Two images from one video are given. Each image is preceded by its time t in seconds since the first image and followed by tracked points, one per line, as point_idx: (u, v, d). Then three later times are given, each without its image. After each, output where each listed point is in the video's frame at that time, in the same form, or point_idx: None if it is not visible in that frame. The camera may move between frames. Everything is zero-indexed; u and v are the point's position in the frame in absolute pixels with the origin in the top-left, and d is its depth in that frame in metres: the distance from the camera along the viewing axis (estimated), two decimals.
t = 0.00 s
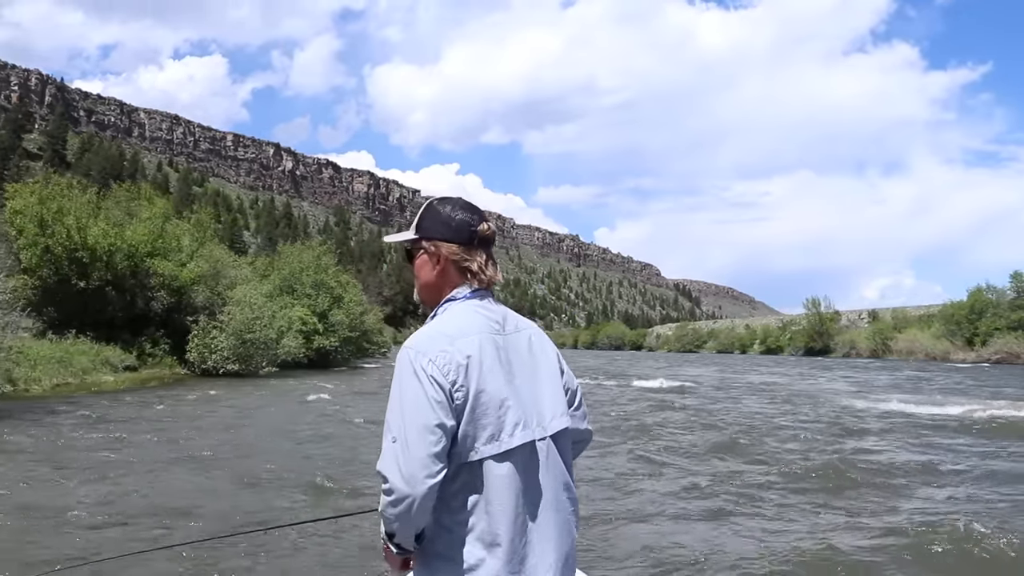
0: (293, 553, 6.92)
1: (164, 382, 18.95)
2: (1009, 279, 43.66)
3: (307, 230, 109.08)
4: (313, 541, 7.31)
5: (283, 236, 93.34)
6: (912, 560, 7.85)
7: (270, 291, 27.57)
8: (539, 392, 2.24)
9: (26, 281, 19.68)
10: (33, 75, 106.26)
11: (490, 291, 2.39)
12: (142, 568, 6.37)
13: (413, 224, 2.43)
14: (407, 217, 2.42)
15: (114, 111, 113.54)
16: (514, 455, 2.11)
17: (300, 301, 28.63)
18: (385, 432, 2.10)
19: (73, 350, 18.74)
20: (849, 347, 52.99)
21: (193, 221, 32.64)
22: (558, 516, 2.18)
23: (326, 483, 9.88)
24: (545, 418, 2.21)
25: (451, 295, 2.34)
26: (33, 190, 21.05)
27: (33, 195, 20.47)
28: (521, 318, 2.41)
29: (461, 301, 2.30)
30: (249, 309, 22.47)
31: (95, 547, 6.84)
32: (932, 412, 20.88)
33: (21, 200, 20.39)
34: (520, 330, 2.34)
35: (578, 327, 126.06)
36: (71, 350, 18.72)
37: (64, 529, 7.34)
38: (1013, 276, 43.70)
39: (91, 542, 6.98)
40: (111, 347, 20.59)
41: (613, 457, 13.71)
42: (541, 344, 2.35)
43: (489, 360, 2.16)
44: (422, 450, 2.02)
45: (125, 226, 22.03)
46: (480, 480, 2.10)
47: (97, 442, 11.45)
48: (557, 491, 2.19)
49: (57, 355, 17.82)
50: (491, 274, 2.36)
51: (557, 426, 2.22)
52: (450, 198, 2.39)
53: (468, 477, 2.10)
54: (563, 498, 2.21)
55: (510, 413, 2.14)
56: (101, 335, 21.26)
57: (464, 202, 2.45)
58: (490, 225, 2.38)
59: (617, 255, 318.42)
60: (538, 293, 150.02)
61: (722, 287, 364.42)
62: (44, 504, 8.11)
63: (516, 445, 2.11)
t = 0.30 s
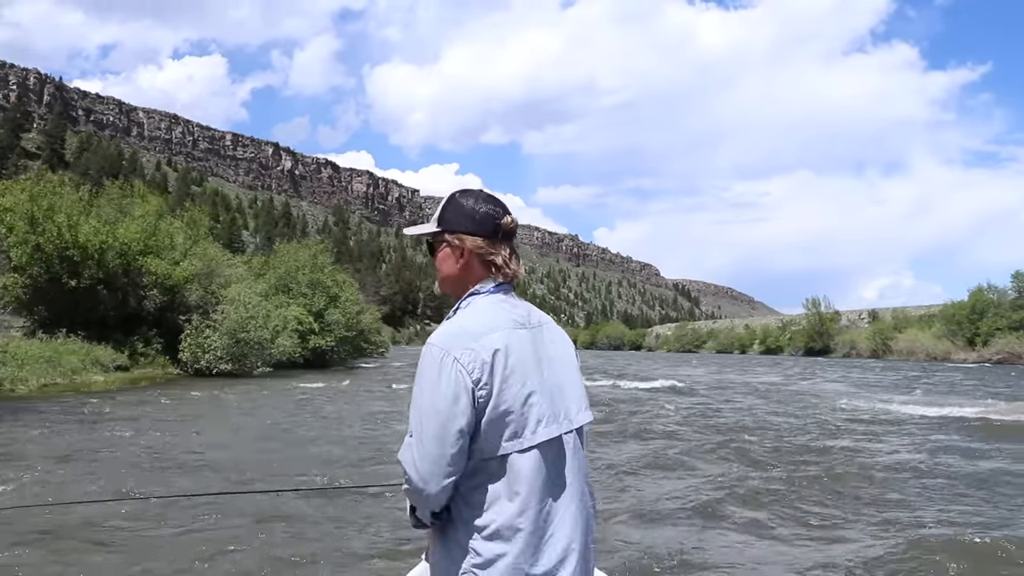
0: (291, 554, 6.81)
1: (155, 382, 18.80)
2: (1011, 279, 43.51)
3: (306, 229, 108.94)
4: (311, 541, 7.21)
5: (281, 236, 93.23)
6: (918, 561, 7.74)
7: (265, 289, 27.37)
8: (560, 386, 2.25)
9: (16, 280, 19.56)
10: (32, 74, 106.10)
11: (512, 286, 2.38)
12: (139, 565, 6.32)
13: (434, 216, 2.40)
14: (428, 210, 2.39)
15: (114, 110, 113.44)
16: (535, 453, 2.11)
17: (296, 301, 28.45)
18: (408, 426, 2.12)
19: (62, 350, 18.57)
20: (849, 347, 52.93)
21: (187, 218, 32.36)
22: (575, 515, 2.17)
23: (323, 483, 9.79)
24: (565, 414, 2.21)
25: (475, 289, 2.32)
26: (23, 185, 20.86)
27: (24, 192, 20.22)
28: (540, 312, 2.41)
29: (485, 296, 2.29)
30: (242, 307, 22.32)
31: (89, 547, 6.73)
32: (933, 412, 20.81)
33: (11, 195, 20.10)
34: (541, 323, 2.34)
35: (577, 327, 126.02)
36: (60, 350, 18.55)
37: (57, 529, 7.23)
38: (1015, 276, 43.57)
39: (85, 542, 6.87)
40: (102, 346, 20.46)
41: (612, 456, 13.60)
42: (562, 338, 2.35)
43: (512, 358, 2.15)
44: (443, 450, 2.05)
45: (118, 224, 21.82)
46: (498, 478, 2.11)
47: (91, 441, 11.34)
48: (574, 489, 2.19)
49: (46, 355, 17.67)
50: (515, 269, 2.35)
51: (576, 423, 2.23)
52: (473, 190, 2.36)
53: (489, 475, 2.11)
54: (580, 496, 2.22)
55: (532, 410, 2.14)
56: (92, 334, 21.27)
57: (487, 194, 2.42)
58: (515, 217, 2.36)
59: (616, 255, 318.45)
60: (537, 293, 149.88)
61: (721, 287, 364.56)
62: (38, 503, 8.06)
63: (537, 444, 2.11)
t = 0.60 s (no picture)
0: (290, 551, 6.80)
1: (145, 383, 18.68)
2: (1012, 278, 43.35)
3: (304, 229, 108.64)
4: (309, 539, 7.19)
5: (279, 235, 92.97)
6: (917, 559, 7.74)
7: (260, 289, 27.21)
8: (576, 389, 2.41)
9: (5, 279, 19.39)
10: (28, 73, 105.70)
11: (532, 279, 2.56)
12: (140, 562, 6.35)
13: (457, 211, 2.57)
14: (453, 206, 2.55)
15: (111, 109, 113.13)
16: (554, 450, 2.28)
17: (291, 300, 28.33)
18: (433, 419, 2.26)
19: (51, 350, 18.43)
20: (848, 347, 52.79)
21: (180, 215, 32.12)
22: (587, 512, 2.35)
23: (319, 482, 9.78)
24: (580, 415, 2.38)
25: (498, 284, 2.50)
26: (13, 182, 20.67)
27: (14, 189, 20.06)
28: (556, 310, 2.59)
29: (509, 292, 2.46)
30: (236, 306, 22.20)
31: (85, 546, 6.69)
32: (933, 412, 20.76)
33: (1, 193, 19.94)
34: (559, 325, 2.50)
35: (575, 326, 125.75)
36: (49, 350, 18.41)
37: (55, 527, 7.22)
38: (1016, 275, 43.41)
39: (81, 541, 6.84)
40: (92, 347, 20.34)
41: (609, 456, 13.56)
42: (577, 341, 2.52)
43: (536, 358, 2.32)
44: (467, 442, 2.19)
45: (109, 222, 21.62)
46: (517, 475, 2.27)
47: (86, 442, 11.29)
48: (586, 487, 2.37)
49: (34, 355, 17.52)
50: (536, 264, 2.54)
51: (591, 423, 2.40)
52: (496, 185, 2.51)
53: (509, 470, 2.27)
54: (590, 493, 2.40)
55: (552, 408, 2.31)
56: (83, 334, 21.14)
57: (509, 189, 2.58)
58: (536, 213, 2.53)
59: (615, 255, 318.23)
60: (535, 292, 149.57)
61: (720, 287, 364.49)
62: (37, 501, 8.07)
63: (556, 441, 2.28)
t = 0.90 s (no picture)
0: (290, 549, 6.76)
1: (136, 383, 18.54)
2: (1013, 278, 43.22)
3: (302, 228, 108.47)
4: (308, 539, 7.10)
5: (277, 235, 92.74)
6: (924, 559, 7.66)
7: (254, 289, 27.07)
8: (586, 399, 2.50)
9: None
10: (26, 72, 105.45)
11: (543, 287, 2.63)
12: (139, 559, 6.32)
13: (470, 216, 2.62)
14: (467, 210, 2.61)
15: (109, 108, 112.89)
16: (564, 460, 2.36)
17: (286, 300, 28.18)
18: (441, 425, 2.28)
19: (39, 350, 18.24)
20: (847, 347, 52.71)
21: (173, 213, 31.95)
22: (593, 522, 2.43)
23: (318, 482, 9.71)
24: (592, 424, 2.46)
25: (512, 290, 2.56)
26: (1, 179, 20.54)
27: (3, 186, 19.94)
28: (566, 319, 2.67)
29: (522, 299, 2.53)
30: (229, 306, 22.06)
31: (78, 546, 6.58)
32: (934, 412, 20.70)
33: None
34: (568, 334, 2.58)
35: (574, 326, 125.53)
36: (37, 350, 18.23)
37: (54, 524, 7.18)
38: (1016, 275, 43.29)
39: (74, 541, 6.71)
40: (81, 347, 20.16)
41: (608, 455, 13.48)
42: (585, 351, 2.61)
43: (549, 367, 2.38)
44: (481, 451, 2.22)
45: (101, 220, 21.43)
46: (525, 484, 2.33)
47: (80, 442, 11.18)
48: (594, 497, 2.46)
49: (21, 356, 17.34)
50: (551, 271, 2.61)
51: (600, 434, 2.48)
52: (511, 192, 2.59)
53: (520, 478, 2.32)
54: (596, 502, 2.48)
55: (563, 418, 2.39)
56: (73, 334, 20.90)
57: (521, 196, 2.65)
58: (552, 221, 2.61)
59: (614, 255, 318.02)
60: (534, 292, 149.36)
61: (718, 287, 364.54)
62: (34, 499, 8.02)
63: (567, 451, 2.36)
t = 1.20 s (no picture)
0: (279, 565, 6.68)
1: (126, 385, 18.35)
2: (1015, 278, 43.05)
3: (300, 228, 108.36)
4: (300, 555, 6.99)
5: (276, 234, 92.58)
6: (927, 562, 7.52)
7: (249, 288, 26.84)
8: (580, 407, 2.39)
9: None
10: (24, 71, 105.36)
11: (537, 299, 2.56)
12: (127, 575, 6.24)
13: (464, 227, 2.57)
14: (459, 222, 2.56)
15: (108, 108, 112.79)
16: (561, 473, 2.25)
17: (282, 299, 28.02)
18: (435, 439, 2.19)
19: (29, 350, 18.08)
20: (848, 347, 52.60)
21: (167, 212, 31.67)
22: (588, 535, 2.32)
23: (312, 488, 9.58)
24: (585, 436, 2.36)
25: (504, 303, 2.48)
26: None
27: None
28: (562, 331, 2.56)
29: (515, 311, 2.44)
30: (223, 306, 21.92)
31: (67, 565, 6.47)
32: (935, 413, 20.59)
33: None
34: (563, 341, 2.47)
35: (573, 326, 125.38)
36: (28, 349, 18.06)
37: (41, 538, 7.11)
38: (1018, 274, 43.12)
39: (63, 558, 6.60)
40: (72, 347, 19.95)
41: (607, 456, 13.34)
42: (578, 359, 2.51)
43: (544, 378, 2.27)
44: (477, 466, 2.12)
45: (93, 218, 21.27)
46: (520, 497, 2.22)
47: (72, 448, 11.05)
48: (588, 509, 2.35)
49: (10, 356, 17.18)
50: (543, 284, 2.53)
51: (594, 443, 2.38)
52: (504, 202, 2.52)
53: (516, 492, 2.21)
54: (594, 512, 2.36)
55: (558, 430, 2.27)
56: (65, 334, 20.61)
57: (516, 207, 2.59)
58: (544, 233, 2.52)
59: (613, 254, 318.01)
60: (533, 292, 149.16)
61: (718, 287, 364.64)
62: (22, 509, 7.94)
63: (562, 463, 2.25)
